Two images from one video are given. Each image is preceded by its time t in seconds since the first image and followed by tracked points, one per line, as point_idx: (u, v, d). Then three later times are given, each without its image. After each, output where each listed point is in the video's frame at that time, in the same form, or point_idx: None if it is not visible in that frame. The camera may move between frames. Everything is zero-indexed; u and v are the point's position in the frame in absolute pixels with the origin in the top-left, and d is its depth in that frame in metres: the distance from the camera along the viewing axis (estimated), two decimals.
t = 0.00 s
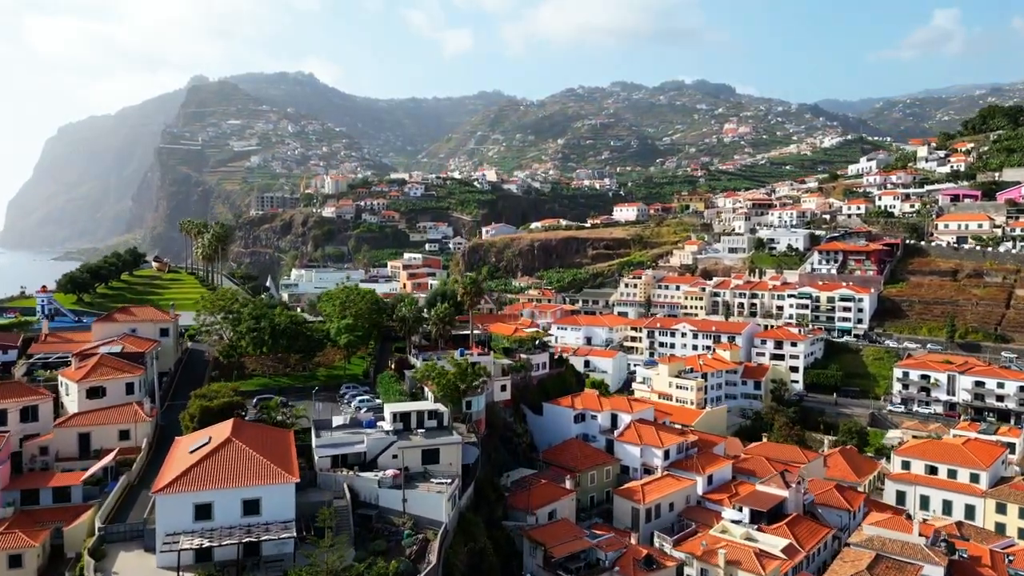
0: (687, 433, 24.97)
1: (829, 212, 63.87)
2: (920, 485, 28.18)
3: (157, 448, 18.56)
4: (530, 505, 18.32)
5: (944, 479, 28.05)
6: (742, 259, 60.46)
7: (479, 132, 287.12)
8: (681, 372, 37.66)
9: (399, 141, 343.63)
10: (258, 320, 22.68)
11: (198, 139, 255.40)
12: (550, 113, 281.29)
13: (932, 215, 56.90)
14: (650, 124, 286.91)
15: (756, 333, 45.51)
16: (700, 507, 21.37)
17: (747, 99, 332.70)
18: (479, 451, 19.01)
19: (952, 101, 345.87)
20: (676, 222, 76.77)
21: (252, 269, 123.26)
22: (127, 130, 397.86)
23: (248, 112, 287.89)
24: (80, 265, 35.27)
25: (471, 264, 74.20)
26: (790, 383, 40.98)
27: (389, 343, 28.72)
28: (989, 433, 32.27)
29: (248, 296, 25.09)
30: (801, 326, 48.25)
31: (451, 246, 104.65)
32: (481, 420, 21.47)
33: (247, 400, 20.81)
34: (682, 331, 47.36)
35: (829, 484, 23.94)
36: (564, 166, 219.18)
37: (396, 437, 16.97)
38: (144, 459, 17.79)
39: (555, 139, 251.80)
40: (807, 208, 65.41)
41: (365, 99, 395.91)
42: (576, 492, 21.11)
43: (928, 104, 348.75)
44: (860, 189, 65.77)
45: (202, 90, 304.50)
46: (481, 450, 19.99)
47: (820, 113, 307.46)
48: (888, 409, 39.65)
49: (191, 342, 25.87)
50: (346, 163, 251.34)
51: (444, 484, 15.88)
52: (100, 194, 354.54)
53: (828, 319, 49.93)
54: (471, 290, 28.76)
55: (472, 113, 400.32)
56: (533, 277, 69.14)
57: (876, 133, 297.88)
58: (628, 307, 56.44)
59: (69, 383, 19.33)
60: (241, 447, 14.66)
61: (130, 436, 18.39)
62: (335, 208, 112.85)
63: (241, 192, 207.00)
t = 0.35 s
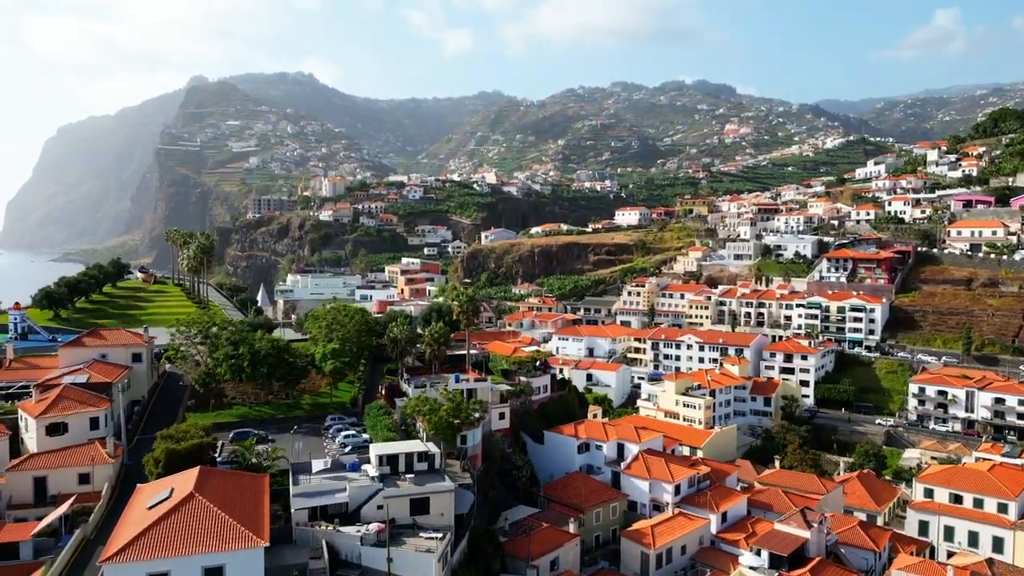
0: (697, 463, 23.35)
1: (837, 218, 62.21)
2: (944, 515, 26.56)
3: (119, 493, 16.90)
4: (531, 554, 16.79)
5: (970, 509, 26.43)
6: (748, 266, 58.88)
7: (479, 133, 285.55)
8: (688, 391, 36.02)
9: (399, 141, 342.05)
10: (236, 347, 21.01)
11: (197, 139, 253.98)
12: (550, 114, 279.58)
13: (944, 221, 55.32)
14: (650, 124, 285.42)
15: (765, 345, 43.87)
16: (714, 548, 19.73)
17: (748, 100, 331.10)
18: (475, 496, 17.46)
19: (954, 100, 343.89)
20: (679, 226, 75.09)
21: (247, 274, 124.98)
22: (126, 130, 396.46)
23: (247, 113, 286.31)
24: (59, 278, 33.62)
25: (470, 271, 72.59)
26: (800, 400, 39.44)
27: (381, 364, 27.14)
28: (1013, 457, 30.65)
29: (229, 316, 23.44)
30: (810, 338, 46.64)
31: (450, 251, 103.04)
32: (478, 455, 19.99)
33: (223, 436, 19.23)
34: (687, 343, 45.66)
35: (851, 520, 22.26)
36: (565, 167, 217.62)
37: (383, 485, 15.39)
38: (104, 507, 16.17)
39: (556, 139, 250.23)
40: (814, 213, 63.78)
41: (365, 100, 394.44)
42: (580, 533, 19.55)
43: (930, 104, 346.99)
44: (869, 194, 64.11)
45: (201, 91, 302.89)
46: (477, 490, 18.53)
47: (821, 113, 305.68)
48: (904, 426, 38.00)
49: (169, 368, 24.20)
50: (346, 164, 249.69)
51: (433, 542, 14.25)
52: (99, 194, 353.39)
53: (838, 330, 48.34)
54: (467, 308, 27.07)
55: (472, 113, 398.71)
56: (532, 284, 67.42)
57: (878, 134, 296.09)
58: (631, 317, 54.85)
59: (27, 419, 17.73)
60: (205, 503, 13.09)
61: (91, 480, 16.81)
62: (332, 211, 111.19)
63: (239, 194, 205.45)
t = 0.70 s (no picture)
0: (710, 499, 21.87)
1: (845, 224, 60.60)
2: (970, 548, 24.94)
3: (74, 547, 15.62)
4: None
5: (998, 542, 24.81)
6: (754, 273, 57.30)
7: (479, 134, 284.10)
8: (696, 409, 34.37)
9: (399, 142, 340.62)
10: (212, 377, 19.43)
11: (195, 140, 252.56)
12: (550, 115, 277.91)
13: (956, 228, 53.74)
14: (650, 125, 284.10)
15: (774, 359, 42.31)
16: None
17: (750, 100, 329.54)
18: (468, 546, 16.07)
19: (955, 101, 342.19)
20: (683, 231, 73.48)
21: (243, 277, 124.93)
22: (125, 130, 395.22)
23: (246, 114, 284.73)
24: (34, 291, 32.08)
25: (469, 278, 71.01)
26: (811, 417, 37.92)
27: (370, 387, 25.61)
28: None
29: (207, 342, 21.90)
30: (821, 350, 45.03)
31: (448, 255, 101.52)
32: (472, 496, 18.62)
33: (196, 476, 17.77)
34: (693, 356, 43.98)
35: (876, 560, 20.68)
36: (565, 168, 216.07)
37: (365, 542, 14.06)
38: (58, 560, 14.93)
39: (556, 140, 248.69)
40: (822, 219, 62.23)
41: (366, 100, 393.01)
42: None
43: (931, 104, 345.30)
44: (878, 199, 62.45)
45: (200, 91, 301.36)
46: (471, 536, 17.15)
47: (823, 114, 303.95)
48: (920, 444, 36.37)
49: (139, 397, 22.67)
50: (345, 164, 248.24)
51: None
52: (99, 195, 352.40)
53: (849, 342, 46.78)
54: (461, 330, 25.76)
55: (471, 114, 397.16)
56: (533, 291, 65.84)
57: (880, 134, 294.39)
58: (634, 326, 53.29)
59: None
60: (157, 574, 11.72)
61: (43, 532, 15.73)
62: (329, 214, 109.49)
63: (238, 195, 204.03)
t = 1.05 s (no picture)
0: (727, 541, 21.15)
1: (854, 230, 58.97)
2: None
3: None
4: None
5: None
6: (761, 281, 55.75)
7: (478, 134, 282.60)
8: (704, 429, 32.81)
9: (399, 142, 339.05)
10: (181, 415, 19.45)
11: (194, 141, 250.98)
12: (551, 116, 276.15)
13: (969, 235, 52.14)
14: (651, 125, 282.72)
15: (784, 373, 40.74)
16: None
17: (751, 102, 328.08)
18: None
19: (956, 101, 340.69)
20: (686, 237, 71.82)
21: (240, 281, 123.86)
22: (124, 131, 393.66)
23: (245, 115, 283.05)
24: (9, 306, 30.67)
25: (467, 284, 69.42)
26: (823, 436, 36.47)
27: (361, 413, 25.38)
28: None
29: (179, 374, 21.58)
30: (831, 363, 43.46)
31: (447, 259, 99.93)
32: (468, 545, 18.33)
33: (161, 526, 17.70)
34: (699, 369, 42.27)
35: None
36: (565, 169, 214.25)
37: None
38: None
39: (556, 141, 247.09)
40: (829, 225, 60.56)
41: (366, 101, 391.55)
42: None
43: (932, 105, 343.84)
44: (888, 205, 60.79)
45: (198, 92, 299.44)
46: None
47: (824, 115, 302.29)
48: (939, 465, 34.77)
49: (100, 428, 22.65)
50: (344, 165, 246.54)
51: None
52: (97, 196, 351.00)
53: (860, 354, 45.20)
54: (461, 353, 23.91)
55: (471, 115, 395.33)
56: (533, 298, 64.26)
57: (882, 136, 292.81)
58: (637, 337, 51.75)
59: None
60: None
61: None
62: (326, 217, 107.84)
63: (236, 196, 202.36)
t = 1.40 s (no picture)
0: None
1: (863, 237, 57.38)
2: None
3: None
4: None
5: None
6: (768, 290, 54.15)
7: (478, 135, 281.09)
8: (714, 451, 31.08)
9: (398, 143, 337.57)
10: (146, 457, 19.41)
11: (192, 142, 249.32)
12: (551, 116, 274.49)
13: (983, 243, 50.58)
14: (651, 126, 281.22)
15: (795, 388, 39.14)
16: None
17: (752, 102, 326.61)
18: None
19: (957, 101, 339.36)
20: (690, 242, 70.15)
21: (237, 285, 122.79)
22: (122, 130, 392.18)
23: (244, 115, 281.45)
24: None
25: (466, 291, 67.83)
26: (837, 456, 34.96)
27: (350, 443, 25.91)
28: None
29: (147, 409, 21.64)
30: (843, 377, 41.90)
31: (446, 263, 98.41)
32: None
33: None
34: (706, 384, 40.61)
35: None
36: (565, 170, 212.51)
37: None
38: None
39: (556, 142, 245.52)
40: (837, 231, 58.95)
41: (365, 101, 390.08)
42: None
43: (932, 105, 342.34)
44: (898, 211, 59.18)
45: (197, 92, 297.52)
46: None
47: (826, 116, 300.78)
48: (959, 488, 33.17)
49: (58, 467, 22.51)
50: (343, 166, 244.90)
51: None
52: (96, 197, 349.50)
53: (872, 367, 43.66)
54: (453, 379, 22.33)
55: (471, 115, 393.66)
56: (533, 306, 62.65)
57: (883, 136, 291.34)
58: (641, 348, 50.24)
59: None
60: None
61: None
62: (323, 221, 106.39)
63: (234, 198, 200.75)
